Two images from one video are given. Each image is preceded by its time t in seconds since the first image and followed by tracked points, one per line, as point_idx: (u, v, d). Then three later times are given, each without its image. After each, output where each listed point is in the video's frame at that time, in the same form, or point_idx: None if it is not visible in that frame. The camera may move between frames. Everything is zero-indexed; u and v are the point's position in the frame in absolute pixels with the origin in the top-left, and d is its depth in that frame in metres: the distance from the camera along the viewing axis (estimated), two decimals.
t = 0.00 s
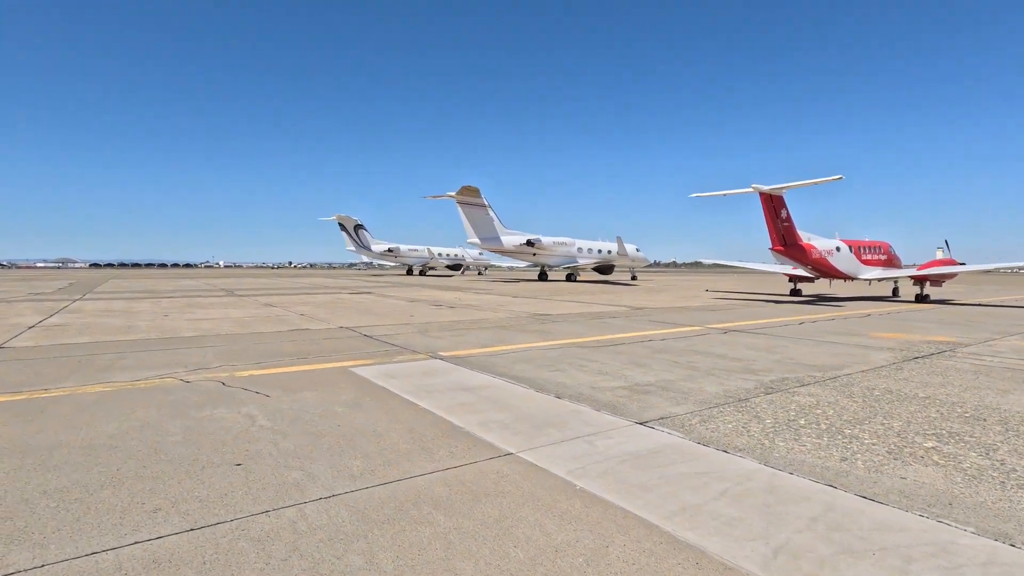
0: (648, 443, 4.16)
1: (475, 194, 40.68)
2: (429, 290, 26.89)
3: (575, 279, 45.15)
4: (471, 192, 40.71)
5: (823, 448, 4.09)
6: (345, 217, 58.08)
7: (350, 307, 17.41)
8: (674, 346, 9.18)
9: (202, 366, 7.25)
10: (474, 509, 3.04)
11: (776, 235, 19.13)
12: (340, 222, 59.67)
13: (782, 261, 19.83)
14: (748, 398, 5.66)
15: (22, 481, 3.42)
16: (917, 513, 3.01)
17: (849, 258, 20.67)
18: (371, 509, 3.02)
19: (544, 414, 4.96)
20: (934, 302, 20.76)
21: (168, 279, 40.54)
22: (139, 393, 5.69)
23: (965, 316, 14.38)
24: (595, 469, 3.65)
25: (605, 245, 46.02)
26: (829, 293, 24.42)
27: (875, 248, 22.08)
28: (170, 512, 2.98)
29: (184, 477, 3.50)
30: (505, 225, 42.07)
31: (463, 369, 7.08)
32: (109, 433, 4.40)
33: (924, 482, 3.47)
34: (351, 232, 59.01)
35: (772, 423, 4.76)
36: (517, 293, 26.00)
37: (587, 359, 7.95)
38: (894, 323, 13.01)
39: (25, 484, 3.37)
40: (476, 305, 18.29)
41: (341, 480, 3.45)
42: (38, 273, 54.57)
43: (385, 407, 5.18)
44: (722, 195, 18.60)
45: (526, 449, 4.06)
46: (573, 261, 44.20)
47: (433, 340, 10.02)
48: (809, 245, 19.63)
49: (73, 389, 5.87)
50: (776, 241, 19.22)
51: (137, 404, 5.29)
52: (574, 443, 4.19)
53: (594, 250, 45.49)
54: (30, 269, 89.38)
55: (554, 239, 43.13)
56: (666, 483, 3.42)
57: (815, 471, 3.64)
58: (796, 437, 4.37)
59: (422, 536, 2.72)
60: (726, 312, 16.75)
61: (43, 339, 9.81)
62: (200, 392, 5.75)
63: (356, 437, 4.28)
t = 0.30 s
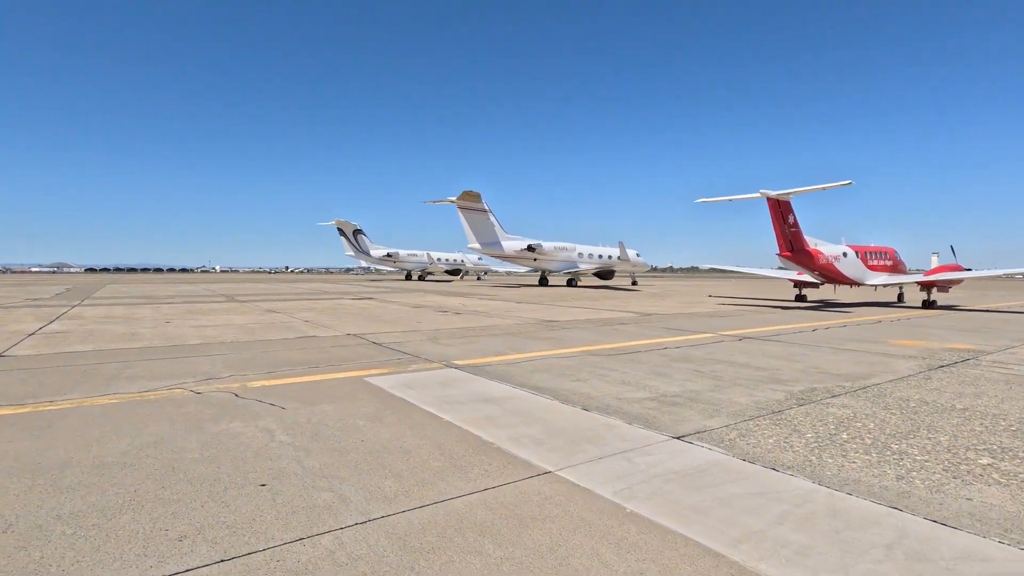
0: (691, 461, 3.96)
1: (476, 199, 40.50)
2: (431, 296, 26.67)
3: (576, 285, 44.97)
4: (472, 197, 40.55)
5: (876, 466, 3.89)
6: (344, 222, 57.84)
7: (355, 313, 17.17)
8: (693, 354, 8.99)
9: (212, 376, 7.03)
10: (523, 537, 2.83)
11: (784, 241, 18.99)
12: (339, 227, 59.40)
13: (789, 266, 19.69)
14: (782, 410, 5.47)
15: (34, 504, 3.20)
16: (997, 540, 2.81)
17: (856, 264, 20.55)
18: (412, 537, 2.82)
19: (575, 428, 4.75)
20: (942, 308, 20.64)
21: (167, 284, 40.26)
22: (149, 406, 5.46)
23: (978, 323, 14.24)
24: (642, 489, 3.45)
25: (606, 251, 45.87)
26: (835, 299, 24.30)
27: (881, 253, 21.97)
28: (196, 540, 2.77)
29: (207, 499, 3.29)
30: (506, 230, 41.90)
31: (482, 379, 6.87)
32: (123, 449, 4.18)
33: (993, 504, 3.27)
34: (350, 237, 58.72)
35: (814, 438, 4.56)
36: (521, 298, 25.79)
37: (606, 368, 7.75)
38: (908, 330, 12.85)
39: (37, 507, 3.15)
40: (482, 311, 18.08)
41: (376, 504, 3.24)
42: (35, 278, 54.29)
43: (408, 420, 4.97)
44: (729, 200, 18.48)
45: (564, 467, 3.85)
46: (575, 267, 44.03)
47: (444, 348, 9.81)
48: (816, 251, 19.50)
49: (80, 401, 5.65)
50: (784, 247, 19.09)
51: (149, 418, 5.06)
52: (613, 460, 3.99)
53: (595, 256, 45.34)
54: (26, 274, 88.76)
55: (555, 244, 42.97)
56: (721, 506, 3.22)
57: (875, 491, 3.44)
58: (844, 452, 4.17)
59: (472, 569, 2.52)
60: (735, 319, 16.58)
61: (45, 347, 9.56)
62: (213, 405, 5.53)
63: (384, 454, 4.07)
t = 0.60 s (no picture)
0: (744, 466, 3.80)
1: (478, 199, 40.34)
2: (435, 296, 26.48)
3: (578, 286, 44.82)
4: (473, 198, 40.39)
5: (937, 470, 3.74)
6: (344, 222, 57.69)
7: (362, 314, 16.97)
8: (714, 355, 8.85)
9: (228, 377, 6.85)
10: (590, 548, 2.67)
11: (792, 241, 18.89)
12: (339, 228, 59.19)
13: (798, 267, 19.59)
14: (822, 413, 5.32)
15: (64, 513, 3.03)
16: None
17: (864, 265, 20.47)
18: (473, 549, 2.65)
19: (616, 432, 4.59)
20: (950, 309, 20.57)
21: (167, 285, 39.96)
22: (170, 409, 5.28)
23: (992, 324, 14.14)
24: (702, 496, 3.29)
25: (608, 252, 45.75)
26: (842, 300, 24.20)
27: (888, 254, 21.89)
28: (243, 553, 2.60)
29: (247, 508, 3.12)
30: (508, 231, 41.75)
31: (507, 380, 6.71)
32: (149, 454, 4.00)
33: None
34: (349, 237, 58.50)
35: (864, 441, 4.41)
36: (525, 299, 25.65)
37: (631, 369, 7.60)
38: (923, 330, 12.75)
39: (69, 517, 2.98)
40: (489, 312, 17.91)
41: (426, 513, 3.08)
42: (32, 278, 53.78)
43: (441, 424, 4.80)
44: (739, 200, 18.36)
45: (614, 473, 3.69)
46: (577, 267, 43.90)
47: (460, 348, 9.64)
48: (825, 252, 19.40)
49: (97, 404, 5.46)
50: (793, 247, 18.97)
51: (171, 421, 4.88)
52: (663, 464, 3.83)
53: (597, 257, 45.21)
54: (22, 274, 88.31)
55: (557, 245, 42.83)
56: (789, 514, 3.06)
57: (946, 498, 3.28)
58: (900, 456, 4.02)
59: None
60: (746, 319, 16.45)
61: (52, 348, 9.35)
62: (236, 407, 5.35)
63: (424, 460, 3.90)
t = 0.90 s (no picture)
0: (798, 478, 3.67)
1: (479, 202, 40.23)
2: (438, 299, 26.32)
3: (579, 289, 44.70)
4: (473, 201, 40.28)
5: (998, 483, 3.61)
6: (343, 225, 57.48)
7: (368, 317, 16.80)
8: (734, 361, 8.72)
9: (245, 383, 6.68)
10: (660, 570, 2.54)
11: (800, 245, 18.81)
12: (338, 231, 58.96)
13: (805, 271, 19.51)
14: (861, 421, 5.19)
15: (97, 532, 2.87)
16: None
17: (870, 269, 20.42)
18: (538, 572, 2.51)
19: (656, 442, 4.44)
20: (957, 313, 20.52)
21: (166, 288, 39.52)
22: (190, 417, 5.12)
23: (1003, 328, 14.07)
24: (763, 511, 3.15)
25: (609, 255, 45.68)
26: (847, 304, 24.14)
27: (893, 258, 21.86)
28: None
29: (289, 525, 2.97)
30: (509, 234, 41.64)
31: (531, 386, 6.56)
32: (177, 466, 3.84)
33: None
34: (348, 240, 58.28)
35: (912, 452, 4.28)
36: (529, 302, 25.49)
37: (654, 375, 7.46)
38: (936, 335, 12.66)
39: (104, 535, 2.83)
40: (496, 315, 17.75)
41: (478, 530, 2.93)
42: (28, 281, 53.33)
43: (473, 433, 4.65)
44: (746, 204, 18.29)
45: (665, 486, 3.54)
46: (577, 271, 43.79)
47: (475, 353, 9.49)
48: (832, 255, 19.33)
49: (114, 412, 5.30)
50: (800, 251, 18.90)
51: (193, 430, 4.72)
52: (714, 477, 3.69)
53: (598, 260, 45.12)
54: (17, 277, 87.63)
55: (558, 248, 42.73)
56: (859, 532, 2.93)
57: (1017, 513, 3.16)
58: (955, 468, 3.89)
59: None
60: (755, 323, 16.34)
61: (59, 353, 9.16)
62: (258, 416, 5.19)
63: (464, 473, 3.74)
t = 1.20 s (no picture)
0: (858, 492, 3.50)
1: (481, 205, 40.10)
2: (442, 303, 26.10)
3: (581, 292, 44.52)
4: (476, 204, 40.13)
5: None
6: (343, 228, 57.32)
7: (374, 321, 16.58)
8: (757, 366, 8.54)
9: (261, 390, 6.49)
10: None
11: (809, 248, 18.68)
12: (338, 234, 58.69)
13: (814, 274, 19.37)
14: (906, 429, 5.02)
15: (129, 552, 2.69)
16: None
17: (879, 272, 20.29)
18: None
19: (700, 453, 4.26)
20: (966, 317, 20.39)
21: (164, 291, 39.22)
22: (210, 425, 4.92)
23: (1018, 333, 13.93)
24: (833, 528, 2.98)
25: (611, 258, 45.55)
26: (854, 307, 24.01)
27: (902, 261, 21.74)
28: None
29: (333, 545, 2.78)
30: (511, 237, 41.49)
31: (557, 393, 6.38)
32: (203, 479, 3.65)
33: None
34: (348, 243, 58.00)
35: (968, 462, 4.11)
36: (534, 306, 25.31)
37: (679, 381, 7.29)
38: (953, 340, 12.51)
39: (137, 556, 2.65)
40: (504, 319, 17.55)
41: (536, 550, 2.75)
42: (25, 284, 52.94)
43: (508, 443, 4.47)
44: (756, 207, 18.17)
45: (723, 501, 3.36)
46: (580, 274, 43.64)
47: (491, 358, 9.31)
48: (842, 259, 19.19)
49: (129, 420, 5.10)
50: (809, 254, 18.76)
51: (215, 439, 4.53)
52: (771, 491, 3.51)
53: (600, 263, 44.97)
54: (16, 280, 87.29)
55: (560, 252, 42.58)
56: (940, 552, 2.75)
57: None
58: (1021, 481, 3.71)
59: None
60: (766, 327, 16.18)
61: (66, 357, 8.94)
62: (281, 424, 5.00)
63: (508, 485, 3.56)
